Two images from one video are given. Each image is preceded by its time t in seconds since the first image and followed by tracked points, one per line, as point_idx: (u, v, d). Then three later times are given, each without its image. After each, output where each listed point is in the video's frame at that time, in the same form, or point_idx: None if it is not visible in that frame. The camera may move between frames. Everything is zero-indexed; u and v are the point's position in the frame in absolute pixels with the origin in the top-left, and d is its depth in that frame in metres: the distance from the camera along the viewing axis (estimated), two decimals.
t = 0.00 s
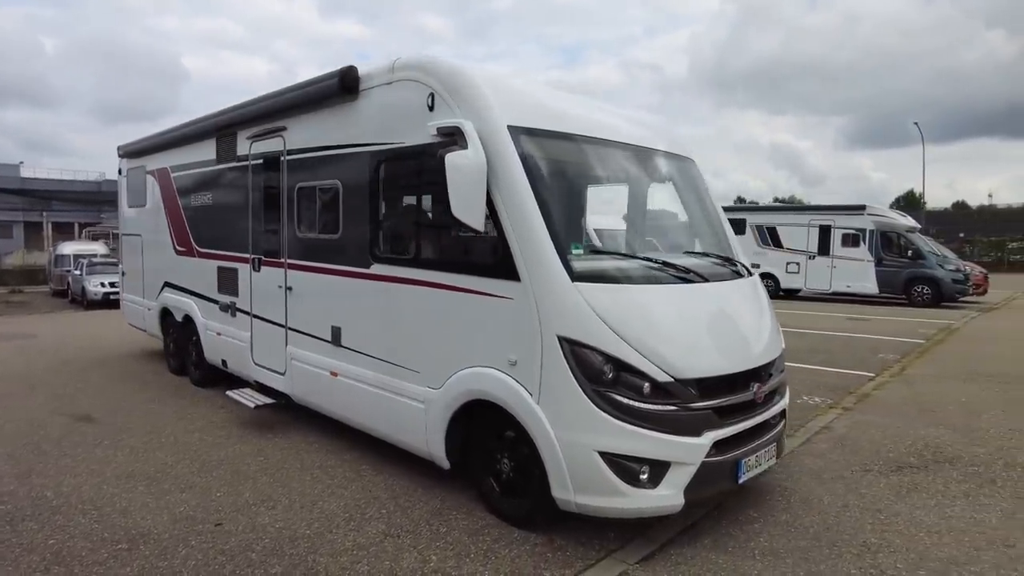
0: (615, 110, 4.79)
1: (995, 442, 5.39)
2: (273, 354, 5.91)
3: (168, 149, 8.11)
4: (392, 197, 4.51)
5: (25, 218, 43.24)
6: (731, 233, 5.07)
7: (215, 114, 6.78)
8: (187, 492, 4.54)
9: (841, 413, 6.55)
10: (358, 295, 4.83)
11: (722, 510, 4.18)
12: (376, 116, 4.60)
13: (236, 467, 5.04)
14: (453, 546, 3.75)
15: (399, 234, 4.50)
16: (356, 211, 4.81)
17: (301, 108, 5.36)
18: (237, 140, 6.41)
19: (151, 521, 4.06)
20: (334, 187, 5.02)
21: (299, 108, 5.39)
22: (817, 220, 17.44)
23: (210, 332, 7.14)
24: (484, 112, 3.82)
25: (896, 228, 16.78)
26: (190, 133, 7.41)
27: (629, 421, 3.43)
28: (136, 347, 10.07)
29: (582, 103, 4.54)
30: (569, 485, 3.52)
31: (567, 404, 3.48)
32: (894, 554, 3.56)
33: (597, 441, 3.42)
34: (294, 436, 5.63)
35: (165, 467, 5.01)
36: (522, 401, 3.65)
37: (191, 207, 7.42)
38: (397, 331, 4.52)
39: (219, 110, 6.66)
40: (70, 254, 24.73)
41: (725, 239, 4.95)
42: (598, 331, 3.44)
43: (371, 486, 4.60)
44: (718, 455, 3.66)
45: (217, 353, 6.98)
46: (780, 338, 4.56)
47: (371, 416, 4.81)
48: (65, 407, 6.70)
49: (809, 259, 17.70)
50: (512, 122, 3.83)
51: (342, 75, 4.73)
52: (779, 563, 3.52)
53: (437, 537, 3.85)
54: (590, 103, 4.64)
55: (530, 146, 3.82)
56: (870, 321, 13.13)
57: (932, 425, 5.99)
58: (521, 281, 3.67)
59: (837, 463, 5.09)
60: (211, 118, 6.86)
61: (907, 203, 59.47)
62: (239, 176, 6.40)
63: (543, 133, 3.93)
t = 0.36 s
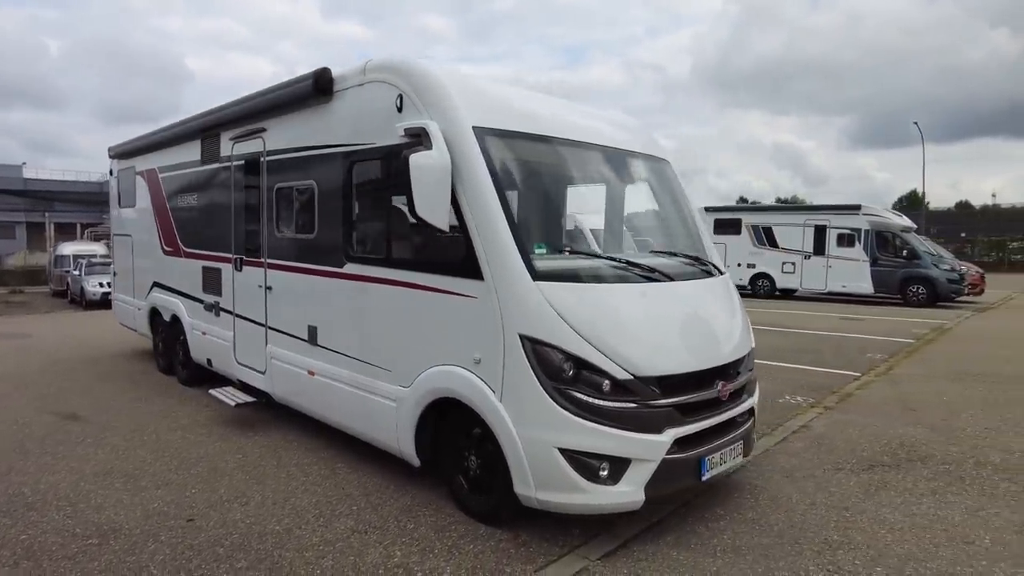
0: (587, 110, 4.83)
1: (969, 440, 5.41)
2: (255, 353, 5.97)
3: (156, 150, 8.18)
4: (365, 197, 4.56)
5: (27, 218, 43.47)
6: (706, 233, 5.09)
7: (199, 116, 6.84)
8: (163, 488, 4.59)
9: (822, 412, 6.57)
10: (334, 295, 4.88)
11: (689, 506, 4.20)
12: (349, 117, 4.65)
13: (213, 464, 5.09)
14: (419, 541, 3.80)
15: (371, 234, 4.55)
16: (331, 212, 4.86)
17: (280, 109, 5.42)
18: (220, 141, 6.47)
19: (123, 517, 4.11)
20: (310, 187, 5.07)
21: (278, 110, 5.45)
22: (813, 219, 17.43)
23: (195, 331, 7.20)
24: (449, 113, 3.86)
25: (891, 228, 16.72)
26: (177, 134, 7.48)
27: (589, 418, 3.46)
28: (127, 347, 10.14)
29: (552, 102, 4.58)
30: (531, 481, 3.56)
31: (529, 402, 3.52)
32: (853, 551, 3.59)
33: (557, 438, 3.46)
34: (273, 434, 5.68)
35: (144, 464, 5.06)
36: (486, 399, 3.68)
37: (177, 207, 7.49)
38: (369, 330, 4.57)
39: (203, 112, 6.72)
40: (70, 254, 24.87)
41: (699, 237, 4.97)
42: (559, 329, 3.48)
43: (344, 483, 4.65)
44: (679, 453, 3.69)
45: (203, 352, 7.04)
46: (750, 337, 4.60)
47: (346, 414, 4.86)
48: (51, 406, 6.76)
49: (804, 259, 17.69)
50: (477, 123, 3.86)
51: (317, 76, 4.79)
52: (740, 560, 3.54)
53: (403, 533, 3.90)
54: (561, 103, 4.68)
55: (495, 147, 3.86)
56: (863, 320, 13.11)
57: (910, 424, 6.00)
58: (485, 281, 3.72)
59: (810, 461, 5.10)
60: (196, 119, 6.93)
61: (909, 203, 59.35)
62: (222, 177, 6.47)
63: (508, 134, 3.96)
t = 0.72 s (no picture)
0: (563, 104, 4.81)
1: (949, 437, 5.37)
2: (238, 349, 6.00)
3: (144, 146, 8.20)
4: (339, 193, 4.57)
5: (31, 215, 43.65)
6: (684, 229, 5.09)
7: (184, 112, 6.86)
8: (139, 482, 4.62)
9: (806, 408, 6.53)
10: (310, 291, 4.89)
11: (661, 502, 4.19)
12: (324, 113, 4.66)
13: (192, 459, 5.12)
14: (387, 536, 3.82)
15: (345, 229, 4.56)
16: (308, 207, 4.87)
17: (260, 105, 5.43)
18: (204, 137, 6.48)
19: (96, 510, 4.13)
20: (288, 182, 5.08)
21: (258, 105, 5.46)
22: (811, 215, 17.34)
23: (182, 326, 7.22)
24: (417, 108, 3.86)
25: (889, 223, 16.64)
26: (164, 131, 7.50)
27: (553, 413, 3.46)
28: (120, 343, 10.17)
29: (526, 96, 4.56)
30: (496, 476, 3.56)
31: (494, 397, 3.52)
32: (821, 547, 3.58)
33: (522, 433, 3.46)
34: (255, 430, 5.70)
35: (123, 459, 5.09)
36: (453, 394, 3.68)
37: (164, 203, 7.51)
38: (344, 325, 4.58)
39: (188, 108, 6.74)
40: (71, 250, 24.95)
41: (675, 233, 4.96)
42: (524, 324, 3.48)
43: (319, 478, 4.66)
44: (647, 447, 3.68)
45: (189, 347, 7.07)
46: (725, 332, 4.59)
47: (322, 409, 4.88)
48: (38, 400, 6.80)
49: (802, 256, 17.63)
50: (445, 118, 3.86)
51: (293, 72, 4.80)
52: (706, 556, 3.53)
53: (373, 528, 3.92)
54: (536, 97, 4.66)
55: (463, 141, 3.85)
56: (858, 317, 13.04)
57: (892, 420, 5.98)
58: (452, 276, 3.72)
59: (788, 457, 5.08)
60: (181, 115, 6.95)
61: (914, 199, 59.05)
62: (206, 173, 6.49)
63: (477, 128, 3.95)
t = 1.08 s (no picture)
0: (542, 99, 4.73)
1: (938, 438, 5.28)
2: (219, 347, 5.95)
3: (131, 143, 8.15)
4: (313, 188, 4.50)
5: (33, 212, 43.75)
6: (665, 226, 5.01)
7: (168, 107, 6.80)
8: (112, 481, 4.55)
9: (796, 407, 6.43)
10: (286, 288, 4.83)
11: (638, 504, 4.11)
12: (299, 107, 4.59)
13: (169, 458, 5.05)
14: (356, 538, 3.75)
15: (319, 225, 4.49)
16: (283, 203, 4.81)
17: (238, 100, 5.37)
18: (186, 133, 6.42)
19: (64, 510, 4.07)
20: (265, 178, 5.02)
21: (237, 100, 5.40)
22: (811, 212, 17.20)
23: (167, 324, 7.17)
24: (387, 101, 3.78)
25: (889, 221, 16.50)
26: (149, 127, 7.44)
27: (522, 413, 3.38)
28: (110, 340, 10.13)
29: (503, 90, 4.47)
30: (465, 477, 3.49)
31: (462, 396, 3.44)
32: (797, 551, 3.49)
33: (490, 433, 3.38)
34: (234, 428, 5.63)
35: (99, 457, 5.03)
36: (422, 394, 3.61)
37: (150, 200, 7.45)
38: (318, 323, 4.52)
39: (171, 104, 6.68)
40: (70, 247, 24.95)
41: (654, 229, 4.90)
42: (492, 322, 3.40)
43: (294, 478, 4.60)
44: (620, 448, 3.60)
45: (174, 344, 7.01)
46: (705, 331, 4.51)
47: (299, 408, 4.82)
48: (20, 398, 6.75)
49: (802, 253, 17.49)
50: (415, 111, 3.78)
51: (268, 66, 4.73)
52: (678, 560, 3.45)
53: (343, 529, 3.86)
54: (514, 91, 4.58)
55: (433, 135, 3.78)
56: (857, 315, 12.91)
57: (882, 420, 5.87)
58: (421, 273, 3.64)
59: (773, 457, 4.99)
60: (165, 110, 6.89)
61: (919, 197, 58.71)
62: (189, 168, 6.43)
63: (450, 122, 3.89)
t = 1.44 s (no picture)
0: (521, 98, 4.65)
1: (927, 443, 5.19)
2: (201, 347, 5.91)
3: (119, 142, 8.11)
4: (288, 188, 4.45)
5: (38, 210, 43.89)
6: (650, 228, 4.95)
7: (153, 106, 6.75)
8: (86, 483, 4.52)
9: (786, 409, 6.35)
10: (263, 288, 4.78)
11: (615, 510, 4.04)
12: (274, 106, 4.53)
13: (146, 459, 5.01)
14: (325, 543, 3.70)
15: (294, 226, 4.44)
16: (260, 203, 4.75)
17: (218, 98, 5.32)
18: (170, 132, 6.38)
19: (34, 513, 4.03)
20: (243, 177, 4.97)
21: (217, 99, 5.35)
22: (811, 211, 17.07)
23: (153, 323, 7.13)
24: (357, 99, 3.72)
25: (890, 221, 16.38)
26: (136, 125, 7.40)
27: (490, 418, 3.31)
28: (102, 339, 10.11)
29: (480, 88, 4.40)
30: (432, 483, 3.43)
31: (430, 401, 3.38)
32: (772, 559, 3.42)
33: (457, 438, 3.32)
34: (215, 430, 5.59)
35: (77, 458, 5.00)
36: (390, 398, 3.55)
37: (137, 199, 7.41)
38: (293, 324, 4.47)
39: (156, 103, 6.64)
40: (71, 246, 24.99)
41: (638, 231, 4.84)
42: (460, 325, 3.33)
43: (270, 481, 4.55)
44: (592, 454, 3.53)
45: (159, 344, 6.98)
46: (685, 333, 4.44)
47: (275, 410, 4.77)
48: (5, 398, 6.72)
49: (802, 252, 17.36)
50: (385, 110, 3.72)
51: (244, 65, 4.68)
52: (650, 568, 3.37)
53: (313, 534, 3.81)
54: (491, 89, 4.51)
55: (403, 134, 3.72)
56: (856, 315, 12.80)
57: (872, 423, 5.78)
58: (390, 275, 3.58)
59: (758, 461, 4.91)
60: (150, 109, 6.85)
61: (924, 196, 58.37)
62: (173, 168, 6.38)
63: (422, 121, 3.83)
